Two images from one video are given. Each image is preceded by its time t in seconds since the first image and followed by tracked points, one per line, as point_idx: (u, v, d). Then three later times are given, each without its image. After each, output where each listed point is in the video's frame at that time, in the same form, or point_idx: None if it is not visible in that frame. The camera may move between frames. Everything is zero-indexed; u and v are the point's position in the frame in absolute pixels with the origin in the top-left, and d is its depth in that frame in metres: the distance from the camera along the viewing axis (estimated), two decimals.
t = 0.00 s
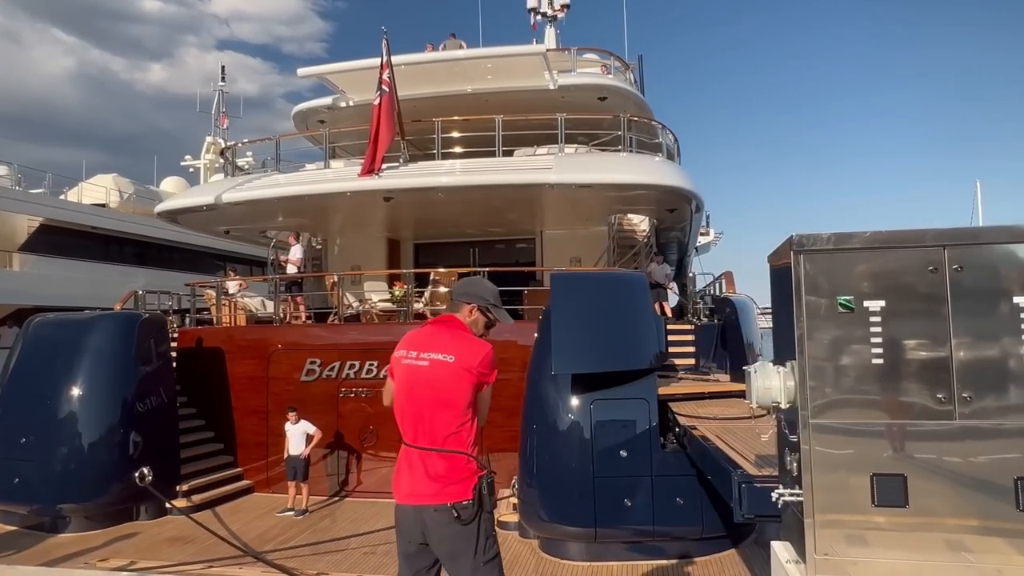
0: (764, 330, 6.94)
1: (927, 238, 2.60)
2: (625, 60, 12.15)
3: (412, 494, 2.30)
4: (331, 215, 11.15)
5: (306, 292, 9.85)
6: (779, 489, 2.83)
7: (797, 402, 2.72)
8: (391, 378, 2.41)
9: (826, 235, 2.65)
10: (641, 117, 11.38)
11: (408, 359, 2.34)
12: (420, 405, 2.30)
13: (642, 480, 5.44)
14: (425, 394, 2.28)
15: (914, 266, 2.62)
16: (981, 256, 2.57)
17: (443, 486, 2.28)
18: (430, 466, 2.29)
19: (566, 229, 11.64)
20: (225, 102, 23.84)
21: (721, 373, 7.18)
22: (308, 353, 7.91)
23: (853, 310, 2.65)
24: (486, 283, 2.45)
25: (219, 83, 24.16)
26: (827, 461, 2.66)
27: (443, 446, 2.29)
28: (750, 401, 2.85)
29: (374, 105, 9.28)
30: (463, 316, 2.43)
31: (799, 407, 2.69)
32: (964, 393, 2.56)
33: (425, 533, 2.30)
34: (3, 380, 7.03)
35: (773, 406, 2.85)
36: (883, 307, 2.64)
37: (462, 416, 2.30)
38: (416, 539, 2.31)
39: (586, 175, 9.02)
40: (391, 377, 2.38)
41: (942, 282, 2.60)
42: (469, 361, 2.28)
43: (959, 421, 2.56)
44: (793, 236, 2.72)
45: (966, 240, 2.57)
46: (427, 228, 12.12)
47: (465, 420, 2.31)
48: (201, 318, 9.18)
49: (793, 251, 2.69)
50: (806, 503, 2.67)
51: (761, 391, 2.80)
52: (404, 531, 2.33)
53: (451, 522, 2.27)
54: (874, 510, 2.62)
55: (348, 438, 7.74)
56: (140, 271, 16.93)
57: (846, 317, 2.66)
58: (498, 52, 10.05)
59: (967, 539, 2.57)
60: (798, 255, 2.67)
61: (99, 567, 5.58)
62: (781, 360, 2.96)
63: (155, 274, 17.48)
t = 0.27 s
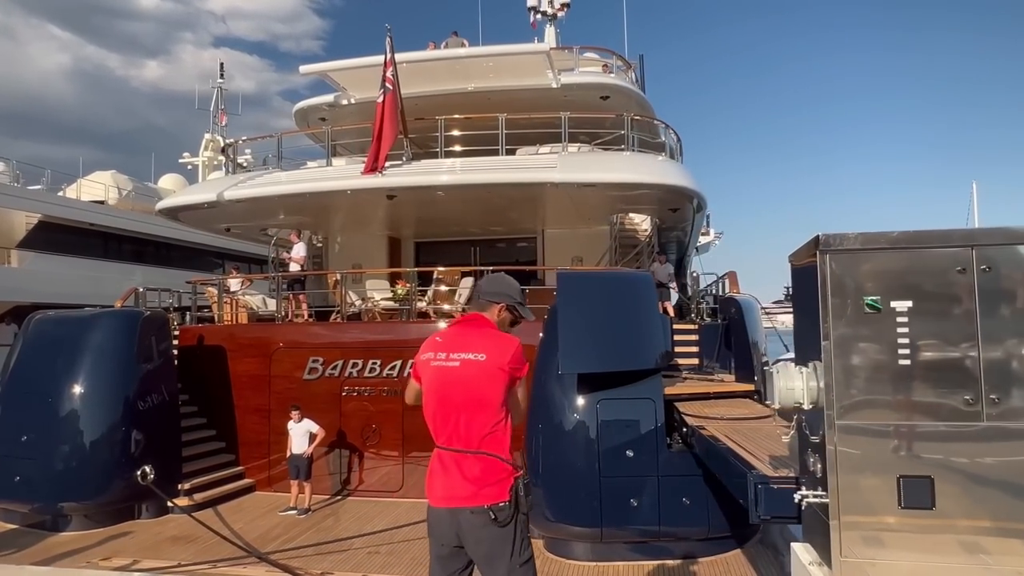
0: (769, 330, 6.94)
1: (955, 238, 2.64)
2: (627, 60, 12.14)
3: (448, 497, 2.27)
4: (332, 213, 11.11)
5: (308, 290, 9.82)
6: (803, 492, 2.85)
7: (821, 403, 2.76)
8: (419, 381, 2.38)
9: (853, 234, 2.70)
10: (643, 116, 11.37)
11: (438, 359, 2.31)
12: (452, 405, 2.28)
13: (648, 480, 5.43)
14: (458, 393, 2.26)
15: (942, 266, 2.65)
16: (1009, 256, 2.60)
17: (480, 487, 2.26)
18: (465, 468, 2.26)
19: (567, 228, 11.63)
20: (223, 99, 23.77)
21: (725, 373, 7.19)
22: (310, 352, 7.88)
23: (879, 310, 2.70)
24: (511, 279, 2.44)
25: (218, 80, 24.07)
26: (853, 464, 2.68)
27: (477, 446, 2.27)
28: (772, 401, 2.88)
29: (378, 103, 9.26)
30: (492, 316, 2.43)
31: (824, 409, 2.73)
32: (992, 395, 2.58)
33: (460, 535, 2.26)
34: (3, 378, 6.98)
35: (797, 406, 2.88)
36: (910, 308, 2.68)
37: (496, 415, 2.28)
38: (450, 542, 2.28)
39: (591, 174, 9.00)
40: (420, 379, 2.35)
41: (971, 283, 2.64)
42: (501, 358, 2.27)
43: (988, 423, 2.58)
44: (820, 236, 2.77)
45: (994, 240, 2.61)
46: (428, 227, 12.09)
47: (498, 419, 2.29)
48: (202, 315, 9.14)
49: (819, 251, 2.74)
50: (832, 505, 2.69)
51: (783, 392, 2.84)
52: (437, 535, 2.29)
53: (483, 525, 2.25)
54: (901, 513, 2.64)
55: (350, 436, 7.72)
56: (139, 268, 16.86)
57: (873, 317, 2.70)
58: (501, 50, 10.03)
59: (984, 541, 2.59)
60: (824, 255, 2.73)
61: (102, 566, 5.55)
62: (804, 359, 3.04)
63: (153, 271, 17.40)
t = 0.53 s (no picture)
0: (775, 330, 6.92)
1: (985, 236, 2.63)
2: (630, 58, 12.11)
3: (485, 497, 2.22)
4: (335, 210, 11.07)
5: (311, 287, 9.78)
6: (827, 491, 2.83)
7: (848, 402, 2.73)
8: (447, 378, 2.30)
9: (881, 231, 2.70)
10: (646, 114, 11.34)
11: (470, 355, 2.24)
12: (488, 403, 2.22)
13: (656, 480, 5.42)
14: (494, 391, 2.20)
15: (971, 264, 2.64)
16: None
17: (517, 487, 2.22)
18: (503, 468, 2.22)
19: (570, 227, 11.60)
20: (223, 96, 23.70)
21: (730, 373, 7.17)
22: (314, 349, 7.84)
23: (908, 308, 2.68)
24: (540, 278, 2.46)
25: (218, 77, 23.99)
26: (880, 463, 2.67)
27: (514, 444, 2.22)
28: (795, 402, 2.85)
29: (382, 99, 9.23)
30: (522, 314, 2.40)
31: (852, 407, 2.71)
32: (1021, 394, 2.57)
33: (494, 536, 2.23)
34: (4, 376, 6.94)
35: (819, 406, 2.84)
36: (939, 306, 2.66)
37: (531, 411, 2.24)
38: (485, 542, 2.25)
39: (598, 172, 8.97)
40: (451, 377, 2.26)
41: (999, 281, 2.63)
42: (538, 353, 2.22)
43: (1017, 422, 2.57)
44: (847, 233, 2.76)
45: None
46: (430, 225, 12.05)
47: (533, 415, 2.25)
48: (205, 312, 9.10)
49: (847, 248, 2.73)
50: (859, 504, 2.69)
51: (806, 391, 2.80)
52: (470, 535, 2.27)
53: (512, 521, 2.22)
54: (930, 513, 2.63)
55: (353, 434, 7.69)
56: (139, 265, 16.81)
57: (901, 315, 2.69)
58: (505, 47, 10.00)
59: (1002, 541, 2.58)
60: (852, 251, 2.72)
61: (106, 564, 5.52)
62: (827, 357, 2.99)
63: (153, 269, 17.33)
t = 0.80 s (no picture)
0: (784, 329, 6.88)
1: None
2: (634, 57, 12.07)
3: (521, 497, 2.17)
4: (338, 208, 11.02)
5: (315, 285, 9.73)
6: (856, 492, 2.79)
7: (879, 402, 2.70)
8: (478, 377, 2.25)
9: (915, 227, 2.64)
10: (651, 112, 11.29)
11: (504, 354, 2.19)
12: (523, 403, 2.16)
13: (665, 480, 5.39)
14: (529, 390, 2.15)
15: (1011, 260, 2.56)
16: None
17: (554, 487, 2.16)
18: (538, 469, 2.16)
19: (574, 225, 11.55)
20: (225, 93, 23.64)
21: (737, 372, 7.14)
22: (318, 347, 7.79)
23: (943, 306, 2.61)
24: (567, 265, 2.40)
25: (219, 74, 23.92)
26: (913, 465, 2.63)
27: (550, 444, 2.16)
28: (825, 401, 2.86)
29: (388, 96, 9.19)
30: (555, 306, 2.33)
31: (884, 407, 2.67)
32: None
33: (530, 535, 2.18)
34: (6, 373, 6.89)
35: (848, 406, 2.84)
36: (975, 303, 2.59)
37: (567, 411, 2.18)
38: (519, 543, 2.20)
39: (606, 171, 8.93)
40: (485, 376, 2.22)
41: None
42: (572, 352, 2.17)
43: None
44: (880, 228, 2.71)
45: None
46: (434, 223, 12.01)
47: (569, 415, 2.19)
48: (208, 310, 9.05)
49: (880, 243, 2.68)
50: (889, 506, 2.65)
51: (835, 391, 2.81)
52: (504, 535, 2.21)
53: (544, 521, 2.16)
54: (964, 515, 2.58)
55: (358, 433, 7.65)
56: (140, 263, 16.76)
57: (935, 313, 2.62)
58: (511, 44, 9.95)
59: None
60: (885, 246, 2.66)
61: (110, 563, 5.47)
62: (856, 358, 3.01)
63: (154, 266, 17.28)
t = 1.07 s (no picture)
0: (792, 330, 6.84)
1: None
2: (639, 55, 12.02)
3: (555, 503, 2.13)
4: (341, 206, 10.96)
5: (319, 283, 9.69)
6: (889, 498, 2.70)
7: (912, 404, 2.62)
8: (514, 377, 2.20)
9: (952, 227, 2.59)
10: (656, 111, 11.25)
11: (545, 357, 2.14)
12: (563, 407, 2.12)
13: (674, 481, 5.35)
14: (570, 395, 2.11)
15: None
16: None
17: (590, 494, 2.12)
18: (575, 475, 2.12)
19: (578, 224, 11.51)
20: (225, 90, 23.57)
21: (745, 373, 7.10)
22: (323, 346, 7.75)
23: (979, 308, 2.54)
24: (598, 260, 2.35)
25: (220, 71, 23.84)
26: (948, 468, 2.55)
27: (588, 451, 2.12)
28: (853, 404, 2.79)
29: (394, 94, 9.14)
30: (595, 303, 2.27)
31: (918, 408, 2.59)
32: None
33: (564, 540, 2.13)
34: (9, 371, 6.84)
35: (878, 409, 2.77)
36: (1012, 305, 2.52)
37: (607, 418, 2.14)
38: (552, 548, 2.15)
39: (614, 169, 8.88)
40: (524, 377, 2.17)
41: None
42: (616, 359, 2.13)
43: None
44: (914, 229, 2.67)
45: None
46: (437, 221, 11.96)
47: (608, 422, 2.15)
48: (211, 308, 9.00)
49: (914, 243, 2.62)
50: (924, 511, 2.55)
51: (866, 393, 2.74)
52: (537, 541, 2.16)
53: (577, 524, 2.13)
54: (1000, 521, 2.50)
55: (362, 432, 7.61)
56: (141, 261, 16.70)
57: (971, 315, 2.55)
58: (516, 42, 9.90)
59: None
60: (919, 247, 2.61)
61: (115, 564, 5.43)
62: (885, 360, 2.94)
63: (155, 264, 17.22)
